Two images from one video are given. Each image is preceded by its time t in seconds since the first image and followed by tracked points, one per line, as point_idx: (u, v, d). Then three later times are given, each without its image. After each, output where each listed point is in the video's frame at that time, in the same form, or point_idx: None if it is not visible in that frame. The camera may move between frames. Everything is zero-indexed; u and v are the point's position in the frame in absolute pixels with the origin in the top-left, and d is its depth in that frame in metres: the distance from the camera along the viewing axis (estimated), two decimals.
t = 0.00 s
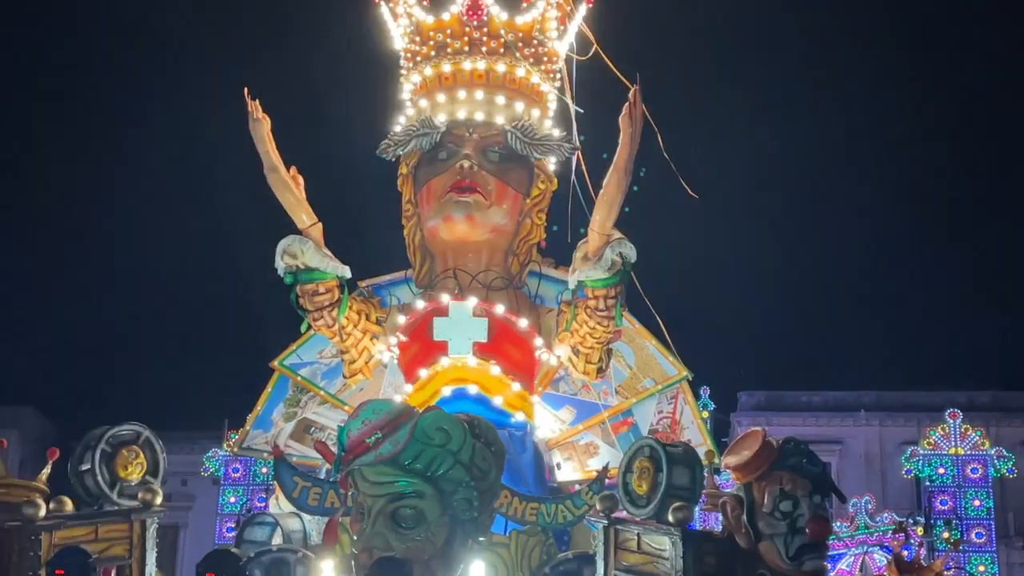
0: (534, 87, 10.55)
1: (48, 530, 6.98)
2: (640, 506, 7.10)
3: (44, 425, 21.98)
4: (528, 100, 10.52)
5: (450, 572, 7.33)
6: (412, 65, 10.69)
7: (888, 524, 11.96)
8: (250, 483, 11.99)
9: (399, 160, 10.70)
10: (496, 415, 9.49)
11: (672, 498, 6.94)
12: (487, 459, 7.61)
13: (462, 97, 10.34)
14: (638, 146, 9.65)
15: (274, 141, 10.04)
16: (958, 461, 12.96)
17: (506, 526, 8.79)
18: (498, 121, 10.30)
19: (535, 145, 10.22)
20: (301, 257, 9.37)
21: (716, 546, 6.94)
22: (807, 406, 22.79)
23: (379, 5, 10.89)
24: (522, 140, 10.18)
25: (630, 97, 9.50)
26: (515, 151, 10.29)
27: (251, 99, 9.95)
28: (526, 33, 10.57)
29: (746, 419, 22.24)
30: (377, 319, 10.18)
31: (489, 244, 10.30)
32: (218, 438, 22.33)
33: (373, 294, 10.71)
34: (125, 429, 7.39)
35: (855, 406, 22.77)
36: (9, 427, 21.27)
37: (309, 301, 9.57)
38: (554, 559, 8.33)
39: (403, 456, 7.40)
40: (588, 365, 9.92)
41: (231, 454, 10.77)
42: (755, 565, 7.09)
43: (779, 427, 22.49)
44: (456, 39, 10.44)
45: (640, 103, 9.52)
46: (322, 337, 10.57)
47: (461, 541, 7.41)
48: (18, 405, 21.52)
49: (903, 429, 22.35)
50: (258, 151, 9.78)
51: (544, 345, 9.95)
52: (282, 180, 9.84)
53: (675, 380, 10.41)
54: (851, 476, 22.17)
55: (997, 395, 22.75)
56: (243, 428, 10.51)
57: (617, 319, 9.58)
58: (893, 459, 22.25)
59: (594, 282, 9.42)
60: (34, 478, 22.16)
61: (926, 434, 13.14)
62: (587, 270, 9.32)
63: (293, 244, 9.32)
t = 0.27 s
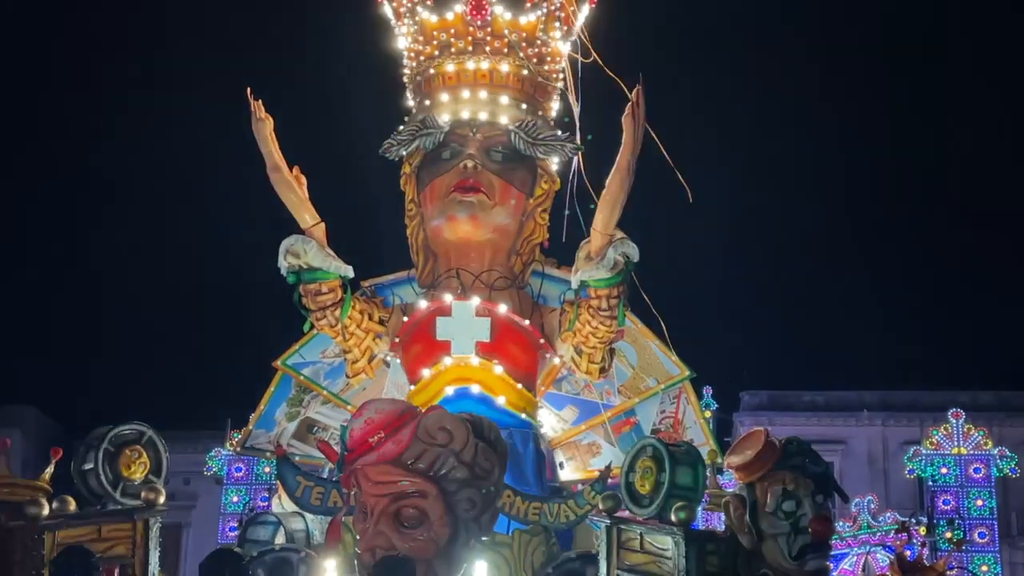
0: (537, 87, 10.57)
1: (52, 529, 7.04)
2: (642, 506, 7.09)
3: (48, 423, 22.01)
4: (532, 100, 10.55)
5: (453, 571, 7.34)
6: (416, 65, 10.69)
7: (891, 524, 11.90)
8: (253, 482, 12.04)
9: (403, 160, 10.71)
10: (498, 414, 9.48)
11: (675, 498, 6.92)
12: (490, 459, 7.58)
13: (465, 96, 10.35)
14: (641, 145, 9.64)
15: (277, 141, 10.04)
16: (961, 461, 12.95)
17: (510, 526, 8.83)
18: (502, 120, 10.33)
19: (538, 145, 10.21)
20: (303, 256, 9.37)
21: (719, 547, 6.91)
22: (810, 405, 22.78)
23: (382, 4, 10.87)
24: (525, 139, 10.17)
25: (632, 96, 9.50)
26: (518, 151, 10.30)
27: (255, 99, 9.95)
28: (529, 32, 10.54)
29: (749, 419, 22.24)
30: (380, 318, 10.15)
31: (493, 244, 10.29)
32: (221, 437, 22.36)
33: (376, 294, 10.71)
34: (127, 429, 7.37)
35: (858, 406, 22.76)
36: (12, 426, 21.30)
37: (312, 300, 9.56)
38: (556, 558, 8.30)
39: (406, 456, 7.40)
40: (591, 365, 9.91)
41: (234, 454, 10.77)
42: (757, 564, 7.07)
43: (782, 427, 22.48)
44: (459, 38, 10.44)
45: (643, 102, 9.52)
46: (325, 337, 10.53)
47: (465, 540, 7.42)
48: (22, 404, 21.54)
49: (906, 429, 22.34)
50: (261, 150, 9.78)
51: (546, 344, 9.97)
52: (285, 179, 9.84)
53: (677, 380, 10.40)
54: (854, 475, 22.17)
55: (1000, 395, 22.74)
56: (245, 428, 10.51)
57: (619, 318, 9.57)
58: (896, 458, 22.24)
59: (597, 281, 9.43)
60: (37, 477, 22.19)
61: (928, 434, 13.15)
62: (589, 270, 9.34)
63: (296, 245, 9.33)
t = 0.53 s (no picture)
0: (540, 86, 10.56)
1: (54, 527, 6.96)
2: (645, 504, 7.07)
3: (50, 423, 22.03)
4: (534, 98, 10.54)
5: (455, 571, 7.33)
6: (418, 63, 10.69)
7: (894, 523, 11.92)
8: (255, 481, 12.06)
9: (405, 158, 10.70)
10: (500, 413, 9.49)
11: (678, 496, 6.90)
12: (492, 458, 7.61)
13: (468, 95, 10.31)
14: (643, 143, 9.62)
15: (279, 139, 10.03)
16: (964, 459, 12.94)
17: (512, 524, 8.85)
18: (505, 119, 10.31)
19: (540, 144, 10.21)
20: (305, 255, 9.35)
21: (721, 546, 6.93)
22: (812, 404, 22.77)
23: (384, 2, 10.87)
24: (528, 138, 10.16)
25: (635, 94, 9.48)
26: (521, 150, 10.29)
27: (256, 98, 9.94)
28: (532, 31, 10.57)
29: (751, 418, 22.23)
30: (382, 317, 10.13)
31: (495, 242, 10.30)
32: (223, 437, 22.37)
33: (378, 292, 10.69)
34: (129, 428, 7.39)
35: (861, 405, 22.75)
36: (15, 425, 21.32)
37: (313, 299, 9.56)
38: (559, 557, 8.26)
39: (409, 454, 7.40)
40: (593, 364, 9.91)
41: (235, 452, 10.77)
42: (760, 563, 7.10)
43: (784, 426, 22.47)
44: (462, 37, 10.43)
45: (645, 101, 9.50)
46: (326, 335, 10.39)
47: (466, 540, 7.42)
48: (24, 403, 21.55)
49: (908, 428, 22.34)
50: (263, 149, 9.76)
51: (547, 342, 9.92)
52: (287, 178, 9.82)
53: (680, 378, 10.28)
54: (856, 474, 22.14)
55: (1002, 394, 22.73)
56: (247, 427, 10.47)
57: (621, 318, 9.57)
58: (898, 457, 22.23)
59: (598, 280, 9.42)
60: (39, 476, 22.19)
61: (931, 433, 13.18)
62: (591, 269, 9.33)
63: (297, 243, 9.30)
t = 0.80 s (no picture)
0: (541, 84, 10.50)
1: (56, 527, 6.96)
2: (646, 503, 7.08)
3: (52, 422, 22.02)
4: (536, 97, 10.49)
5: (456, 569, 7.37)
6: (419, 62, 10.63)
7: (895, 521, 11.89)
8: (257, 480, 12.06)
9: (406, 157, 10.70)
10: (501, 412, 9.54)
11: (679, 495, 6.91)
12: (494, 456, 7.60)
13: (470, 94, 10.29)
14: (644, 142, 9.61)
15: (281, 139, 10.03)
16: (965, 458, 12.95)
17: (512, 523, 8.89)
18: (506, 118, 10.27)
19: (542, 143, 10.28)
20: (307, 254, 9.36)
21: (722, 543, 6.97)
22: (814, 403, 22.77)
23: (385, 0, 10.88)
24: (530, 137, 10.22)
25: (636, 93, 9.47)
26: (522, 149, 10.30)
27: (257, 97, 9.93)
28: (534, 30, 10.58)
29: (753, 416, 22.24)
30: (384, 316, 10.21)
31: (497, 241, 10.31)
32: (224, 436, 22.37)
33: (379, 291, 10.69)
34: (131, 427, 7.41)
35: (862, 403, 22.74)
36: (16, 424, 21.32)
37: (315, 298, 9.56)
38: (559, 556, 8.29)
39: (410, 453, 7.38)
40: (594, 363, 9.91)
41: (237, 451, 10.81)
42: (761, 561, 7.09)
43: (785, 424, 22.47)
44: (463, 36, 10.43)
45: (646, 99, 9.49)
46: (328, 334, 10.46)
47: (468, 538, 7.45)
48: (25, 403, 21.57)
49: (909, 427, 22.34)
50: (265, 147, 9.76)
51: (548, 341, 9.91)
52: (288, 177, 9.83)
53: (681, 377, 10.33)
54: (858, 473, 22.14)
55: (1004, 392, 22.73)
56: (249, 426, 10.51)
57: (623, 316, 9.55)
58: (900, 456, 22.23)
59: (600, 279, 9.41)
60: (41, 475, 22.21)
61: (932, 432, 13.17)
62: (593, 267, 9.33)
63: (299, 242, 9.30)
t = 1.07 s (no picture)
0: (542, 85, 10.51)
1: (58, 527, 7.02)
2: (647, 503, 7.08)
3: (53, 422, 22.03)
4: (537, 98, 10.53)
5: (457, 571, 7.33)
6: (421, 62, 10.63)
7: (896, 521, 11.88)
8: (258, 480, 12.05)
9: (407, 157, 10.68)
10: (503, 413, 9.49)
11: (680, 495, 6.91)
12: (494, 457, 7.54)
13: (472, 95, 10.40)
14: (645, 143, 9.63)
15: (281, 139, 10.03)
16: (966, 458, 12.96)
17: (512, 523, 8.89)
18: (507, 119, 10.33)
19: (544, 144, 10.20)
20: (308, 255, 9.36)
21: (723, 545, 6.91)
22: (815, 403, 22.77)
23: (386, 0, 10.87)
24: (531, 138, 10.16)
25: (637, 94, 9.48)
26: (524, 150, 10.28)
27: (258, 98, 9.92)
28: (535, 31, 10.53)
29: (754, 417, 22.23)
30: (385, 316, 10.22)
31: (498, 241, 10.30)
32: (225, 437, 22.37)
33: (380, 292, 10.67)
34: (132, 428, 7.40)
35: (863, 404, 22.74)
36: (17, 425, 21.33)
37: (315, 299, 9.57)
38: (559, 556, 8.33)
39: (411, 454, 7.39)
40: (595, 363, 9.89)
41: (238, 452, 10.79)
42: (762, 561, 7.05)
43: (786, 425, 22.46)
44: (465, 36, 10.40)
45: (646, 100, 9.50)
46: (330, 335, 10.52)
47: (469, 538, 7.42)
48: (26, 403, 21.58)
49: (910, 427, 22.33)
50: (266, 148, 9.76)
51: (549, 342, 9.97)
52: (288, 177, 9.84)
53: (682, 377, 10.36)
54: (859, 473, 22.13)
55: (1005, 393, 22.73)
56: (250, 426, 10.50)
57: (624, 316, 9.56)
58: (901, 456, 22.22)
59: (601, 279, 9.41)
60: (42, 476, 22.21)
61: (933, 432, 13.17)
62: (594, 267, 9.35)
63: (300, 243, 9.32)
